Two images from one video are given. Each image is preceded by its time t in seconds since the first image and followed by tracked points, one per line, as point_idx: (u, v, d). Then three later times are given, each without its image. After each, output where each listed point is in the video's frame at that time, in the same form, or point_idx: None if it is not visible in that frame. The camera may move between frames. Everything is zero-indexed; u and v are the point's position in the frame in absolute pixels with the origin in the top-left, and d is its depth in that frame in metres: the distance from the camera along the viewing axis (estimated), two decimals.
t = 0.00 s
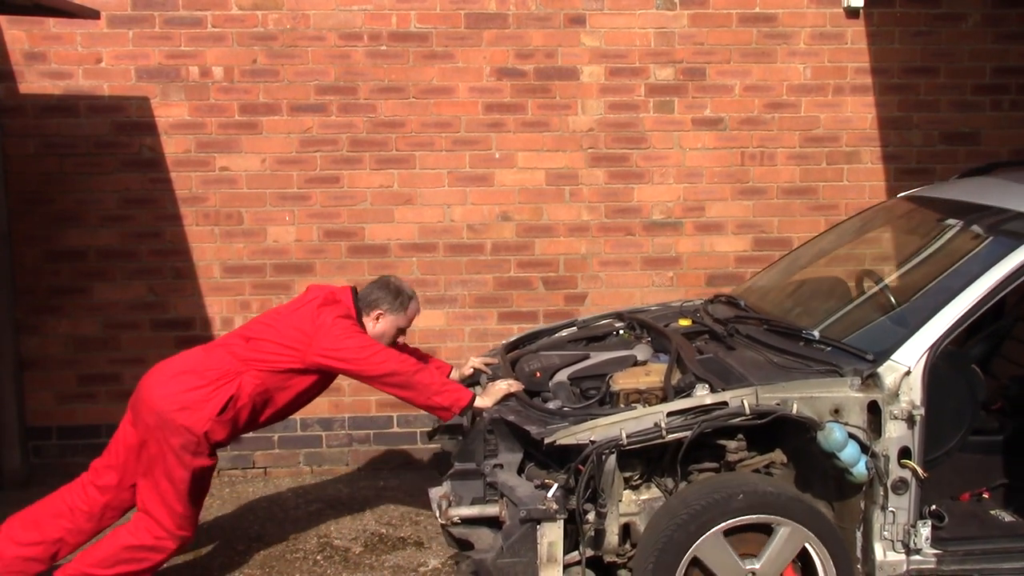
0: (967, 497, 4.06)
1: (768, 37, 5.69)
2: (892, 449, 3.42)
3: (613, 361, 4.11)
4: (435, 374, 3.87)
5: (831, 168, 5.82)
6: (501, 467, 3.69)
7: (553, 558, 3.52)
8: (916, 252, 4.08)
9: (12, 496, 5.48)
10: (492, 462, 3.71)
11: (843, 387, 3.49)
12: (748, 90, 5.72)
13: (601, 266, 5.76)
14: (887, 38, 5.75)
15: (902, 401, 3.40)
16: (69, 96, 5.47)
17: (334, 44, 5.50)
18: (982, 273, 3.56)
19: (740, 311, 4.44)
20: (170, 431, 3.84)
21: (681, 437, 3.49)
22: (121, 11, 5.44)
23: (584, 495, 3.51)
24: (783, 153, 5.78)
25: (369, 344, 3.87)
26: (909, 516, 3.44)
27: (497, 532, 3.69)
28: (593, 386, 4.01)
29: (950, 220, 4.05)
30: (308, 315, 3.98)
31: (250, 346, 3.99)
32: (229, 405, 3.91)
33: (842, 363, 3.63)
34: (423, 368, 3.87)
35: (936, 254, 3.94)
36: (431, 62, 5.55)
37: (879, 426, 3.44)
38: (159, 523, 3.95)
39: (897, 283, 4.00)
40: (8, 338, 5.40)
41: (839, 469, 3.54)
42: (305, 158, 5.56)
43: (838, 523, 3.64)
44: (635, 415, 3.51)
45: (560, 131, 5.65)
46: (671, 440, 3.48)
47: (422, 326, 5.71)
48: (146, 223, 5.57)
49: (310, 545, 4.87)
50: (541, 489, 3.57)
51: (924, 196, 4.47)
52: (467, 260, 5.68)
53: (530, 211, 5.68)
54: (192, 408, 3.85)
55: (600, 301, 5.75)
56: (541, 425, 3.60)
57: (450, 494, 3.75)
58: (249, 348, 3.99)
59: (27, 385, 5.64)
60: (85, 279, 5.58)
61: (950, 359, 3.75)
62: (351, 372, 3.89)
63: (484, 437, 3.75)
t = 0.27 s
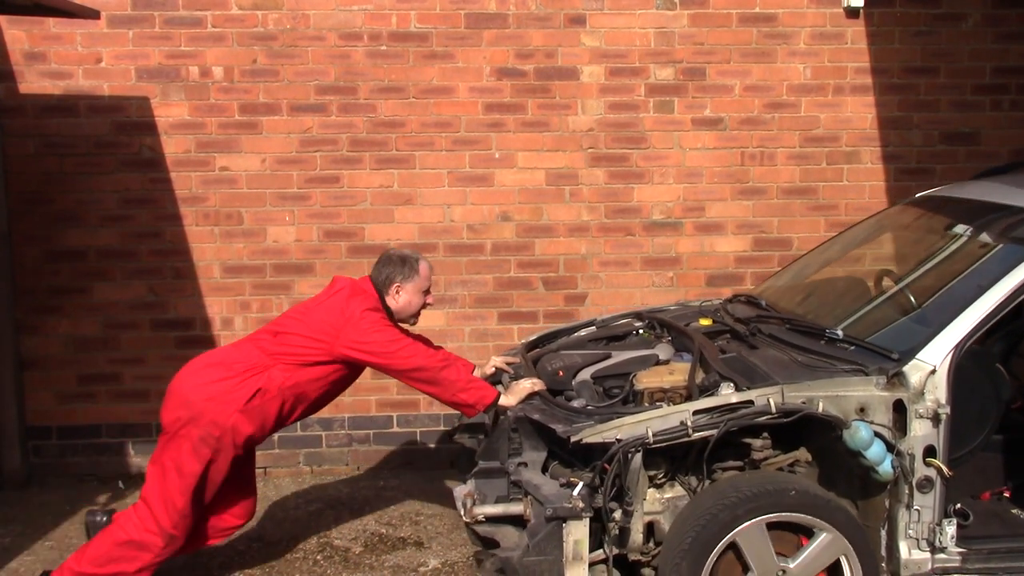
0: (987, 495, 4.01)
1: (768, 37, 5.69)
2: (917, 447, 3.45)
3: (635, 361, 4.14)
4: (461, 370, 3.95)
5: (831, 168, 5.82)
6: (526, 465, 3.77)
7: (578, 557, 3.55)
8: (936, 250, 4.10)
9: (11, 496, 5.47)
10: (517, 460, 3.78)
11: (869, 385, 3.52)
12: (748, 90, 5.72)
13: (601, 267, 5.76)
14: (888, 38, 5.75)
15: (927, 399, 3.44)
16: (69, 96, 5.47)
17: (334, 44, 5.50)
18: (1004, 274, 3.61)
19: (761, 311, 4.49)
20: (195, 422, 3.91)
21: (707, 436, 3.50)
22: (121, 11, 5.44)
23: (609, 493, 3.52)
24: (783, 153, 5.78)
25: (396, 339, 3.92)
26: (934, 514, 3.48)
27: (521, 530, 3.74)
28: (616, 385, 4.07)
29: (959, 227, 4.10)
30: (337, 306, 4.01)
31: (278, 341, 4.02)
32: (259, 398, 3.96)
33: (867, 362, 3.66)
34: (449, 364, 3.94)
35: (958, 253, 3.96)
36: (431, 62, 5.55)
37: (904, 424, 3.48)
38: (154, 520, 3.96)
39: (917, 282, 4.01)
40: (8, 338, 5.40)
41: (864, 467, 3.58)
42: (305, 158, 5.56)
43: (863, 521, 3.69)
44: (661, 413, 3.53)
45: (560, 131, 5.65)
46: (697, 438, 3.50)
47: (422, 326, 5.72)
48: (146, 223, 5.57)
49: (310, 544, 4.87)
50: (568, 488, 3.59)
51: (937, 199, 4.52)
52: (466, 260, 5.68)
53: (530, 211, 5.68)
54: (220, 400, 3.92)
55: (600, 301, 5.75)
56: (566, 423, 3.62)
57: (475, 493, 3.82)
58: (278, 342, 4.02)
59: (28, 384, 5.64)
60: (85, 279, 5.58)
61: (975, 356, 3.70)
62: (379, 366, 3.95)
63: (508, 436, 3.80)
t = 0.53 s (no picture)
0: (1004, 494, 4.01)
1: (768, 37, 5.69)
2: (939, 445, 3.48)
3: (654, 360, 4.19)
4: (481, 370, 3.96)
5: (831, 168, 5.82)
6: (547, 464, 3.76)
7: (600, 555, 3.54)
8: (955, 249, 4.15)
9: (11, 496, 5.48)
10: (538, 459, 3.78)
11: (891, 384, 3.53)
12: (748, 90, 5.71)
13: (601, 267, 5.76)
14: (887, 38, 5.75)
15: (949, 398, 3.47)
16: (69, 96, 5.47)
17: (334, 44, 5.50)
18: None
19: (779, 311, 4.53)
20: (217, 429, 3.86)
21: (729, 434, 3.50)
22: (121, 11, 5.44)
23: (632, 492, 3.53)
24: (783, 153, 5.78)
25: (414, 340, 3.92)
26: (955, 513, 3.51)
27: (542, 529, 3.73)
28: (636, 384, 4.10)
29: (963, 235, 4.17)
30: (354, 312, 4.01)
31: (297, 349, 4.00)
32: (280, 406, 3.93)
33: (889, 361, 3.68)
34: (469, 364, 3.95)
35: (978, 252, 4.01)
36: (431, 62, 5.55)
37: (926, 423, 3.51)
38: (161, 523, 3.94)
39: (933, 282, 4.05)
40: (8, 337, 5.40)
41: (885, 466, 3.59)
42: (305, 158, 5.56)
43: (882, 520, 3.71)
44: (684, 412, 3.53)
45: (560, 131, 5.65)
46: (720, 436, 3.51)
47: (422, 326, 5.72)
48: (146, 223, 5.57)
49: (311, 545, 4.87)
50: (590, 486, 3.59)
51: (950, 200, 4.57)
52: (467, 260, 5.68)
53: (530, 211, 5.68)
54: (242, 408, 3.88)
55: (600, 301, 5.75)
56: (588, 422, 3.66)
57: (496, 491, 3.85)
58: (297, 351, 4.00)
59: (28, 384, 5.64)
60: (85, 279, 5.58)
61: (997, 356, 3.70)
62: (400, 370, 3.94)
63: (529, 434, 3.82)
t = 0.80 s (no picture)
0: None
1: (768, 37, 5.69)
2: (961, 444, 3.53)
3: (674, 358, 4.20)
4: (500, 371, 3.96)
5: (831, 168, 5.82)
6: (568, 462, 3.79)
7: (622, 553, 3.56)
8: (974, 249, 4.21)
9: (12, 495, 5.48)
10: (559, 457, 3.81)
11: (913, 383, 3.58)
12: (748, 90, 5.72)
13: (601, 267, 5.76)
14: (887, 38, 5.75)
15: (971, 398, 3.52)
16: (69, 96, 5.47)
17: (334, 44, 5.50)
18: None
19: (798, 310, 4.53)
20: (234, 443, 3.86)
21: (752, 433, 3.54)
22: (121, 11, 5.44)
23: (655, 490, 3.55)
24: (783, 153, 5.78)
25: (432, 346, 3.94)
26: (977, 512, 3.56)
27: (564, 527, 3.74)
28: (656, 384, 4.10)
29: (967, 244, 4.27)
30: (370, 324, 4.01)
31: (316, 362, 4.00)
32: (302, 419, 3.93)
33: (910, 360, 3.72)
34: (488, 366, 3.95)
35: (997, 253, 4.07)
36: (431, 62, 5.55)
37: (948, 422, 3.55)
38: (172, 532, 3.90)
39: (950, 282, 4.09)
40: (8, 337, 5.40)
41: (907, 465, 3.63)
42: (305, 158, 5.56)
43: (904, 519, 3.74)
44: (706, 411, 3.56)
45: (560, 131, 5.65)
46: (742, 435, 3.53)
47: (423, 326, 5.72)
48: (146, 223, 5.57)
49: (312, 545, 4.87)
50: (612, 485, 3.62)
51: (959, 204, 4.58)
52: (467, 260, 5.68)
53: (530, 211, 5.68)
54: (261, 422, 3.88)
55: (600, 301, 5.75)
56: (610, 420, 3.69)
57: (517, 489, 3.85)
58: (316, 364, 3.99)
59: (28, 384, 5.64)
60: (85, 279, 5.58)
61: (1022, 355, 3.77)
62: (420, 378, 3.95)
63: (551, 433, 3.86)
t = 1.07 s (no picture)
0: None
1: (768, 37, 5.69)
2: (986, 443, 3.57)
3: (695, 357, 4.22)
4: (521, 374, 3.99)
5: (831, 168, 5.82)
6: (591, 461, 3.85)
7: (647, 552, 3.60)
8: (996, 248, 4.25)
9: (12, 495, 5.48)
10: (582, 456, 3.87)
11: (938, 382, 3.61)
12: (748, 90, 5.72)
13: (601, 267, 5.76)
14: (887, 39, 5.76)
15: (996, 397, 3.55)
16: (69, 96, 5.47)
17: (334, 44, 5.50)
18: None
19: (818, 309, 4.58)
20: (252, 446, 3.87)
21: (778, 431, 3.56)
22: (121, 11, 5.44)
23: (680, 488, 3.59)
24: (783, 153, 5.78)
25: (454, 351, 3.94)
26: (1002, 510, 3.61)
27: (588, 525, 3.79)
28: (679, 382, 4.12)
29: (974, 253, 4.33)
30: (390, 333, 4.00)
31: (338, 370, 4.00)
32: (323, 425, 3.94)
33: (935, 359, 3.73)
34: (510, 368, 3.98)
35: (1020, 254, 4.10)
36: (431, 62, 5.55)
37: (973, 421, 3.58)
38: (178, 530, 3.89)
39: (970, 282, 4.14)
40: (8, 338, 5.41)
41: (932, 464, 3.66)
42: (305, 158, 5.56)
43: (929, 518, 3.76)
44: (732, 409, 3.59)
45: (560, 131, 5.65)
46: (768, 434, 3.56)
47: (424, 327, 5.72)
48: (146, 223, 5.57)
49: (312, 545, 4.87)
50: (636, 483, 3.66)
51: (975, 203, 4.66)
52: (467, 260, 5.68)
53: (530, 211, 5.68)
54: (281, 426, 3.90)
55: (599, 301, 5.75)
56: (636, 419, 3.73)
57: (541, 488, 3.91)
58: (337, 371, 4.00)
59: (28, 384, 5.64)
60: (85, 280, 5.58)
61: None
62: (443, 384, 3.96)
63: (574, 431, 3.90)
